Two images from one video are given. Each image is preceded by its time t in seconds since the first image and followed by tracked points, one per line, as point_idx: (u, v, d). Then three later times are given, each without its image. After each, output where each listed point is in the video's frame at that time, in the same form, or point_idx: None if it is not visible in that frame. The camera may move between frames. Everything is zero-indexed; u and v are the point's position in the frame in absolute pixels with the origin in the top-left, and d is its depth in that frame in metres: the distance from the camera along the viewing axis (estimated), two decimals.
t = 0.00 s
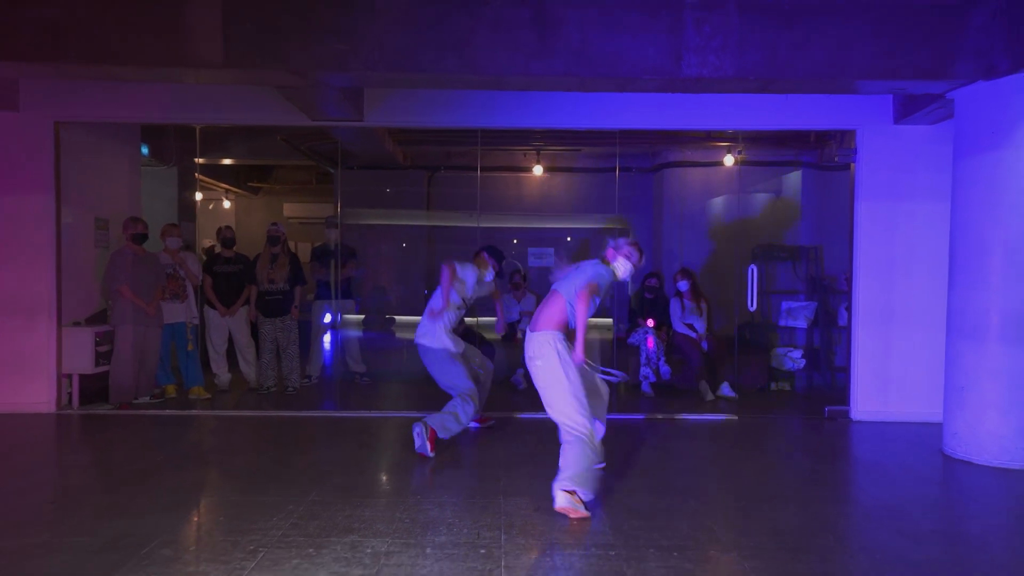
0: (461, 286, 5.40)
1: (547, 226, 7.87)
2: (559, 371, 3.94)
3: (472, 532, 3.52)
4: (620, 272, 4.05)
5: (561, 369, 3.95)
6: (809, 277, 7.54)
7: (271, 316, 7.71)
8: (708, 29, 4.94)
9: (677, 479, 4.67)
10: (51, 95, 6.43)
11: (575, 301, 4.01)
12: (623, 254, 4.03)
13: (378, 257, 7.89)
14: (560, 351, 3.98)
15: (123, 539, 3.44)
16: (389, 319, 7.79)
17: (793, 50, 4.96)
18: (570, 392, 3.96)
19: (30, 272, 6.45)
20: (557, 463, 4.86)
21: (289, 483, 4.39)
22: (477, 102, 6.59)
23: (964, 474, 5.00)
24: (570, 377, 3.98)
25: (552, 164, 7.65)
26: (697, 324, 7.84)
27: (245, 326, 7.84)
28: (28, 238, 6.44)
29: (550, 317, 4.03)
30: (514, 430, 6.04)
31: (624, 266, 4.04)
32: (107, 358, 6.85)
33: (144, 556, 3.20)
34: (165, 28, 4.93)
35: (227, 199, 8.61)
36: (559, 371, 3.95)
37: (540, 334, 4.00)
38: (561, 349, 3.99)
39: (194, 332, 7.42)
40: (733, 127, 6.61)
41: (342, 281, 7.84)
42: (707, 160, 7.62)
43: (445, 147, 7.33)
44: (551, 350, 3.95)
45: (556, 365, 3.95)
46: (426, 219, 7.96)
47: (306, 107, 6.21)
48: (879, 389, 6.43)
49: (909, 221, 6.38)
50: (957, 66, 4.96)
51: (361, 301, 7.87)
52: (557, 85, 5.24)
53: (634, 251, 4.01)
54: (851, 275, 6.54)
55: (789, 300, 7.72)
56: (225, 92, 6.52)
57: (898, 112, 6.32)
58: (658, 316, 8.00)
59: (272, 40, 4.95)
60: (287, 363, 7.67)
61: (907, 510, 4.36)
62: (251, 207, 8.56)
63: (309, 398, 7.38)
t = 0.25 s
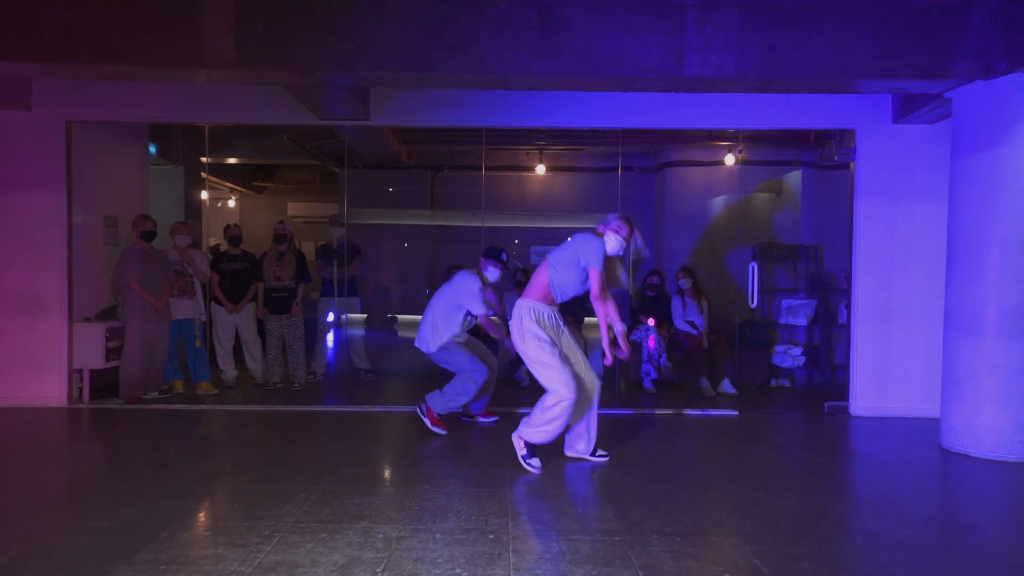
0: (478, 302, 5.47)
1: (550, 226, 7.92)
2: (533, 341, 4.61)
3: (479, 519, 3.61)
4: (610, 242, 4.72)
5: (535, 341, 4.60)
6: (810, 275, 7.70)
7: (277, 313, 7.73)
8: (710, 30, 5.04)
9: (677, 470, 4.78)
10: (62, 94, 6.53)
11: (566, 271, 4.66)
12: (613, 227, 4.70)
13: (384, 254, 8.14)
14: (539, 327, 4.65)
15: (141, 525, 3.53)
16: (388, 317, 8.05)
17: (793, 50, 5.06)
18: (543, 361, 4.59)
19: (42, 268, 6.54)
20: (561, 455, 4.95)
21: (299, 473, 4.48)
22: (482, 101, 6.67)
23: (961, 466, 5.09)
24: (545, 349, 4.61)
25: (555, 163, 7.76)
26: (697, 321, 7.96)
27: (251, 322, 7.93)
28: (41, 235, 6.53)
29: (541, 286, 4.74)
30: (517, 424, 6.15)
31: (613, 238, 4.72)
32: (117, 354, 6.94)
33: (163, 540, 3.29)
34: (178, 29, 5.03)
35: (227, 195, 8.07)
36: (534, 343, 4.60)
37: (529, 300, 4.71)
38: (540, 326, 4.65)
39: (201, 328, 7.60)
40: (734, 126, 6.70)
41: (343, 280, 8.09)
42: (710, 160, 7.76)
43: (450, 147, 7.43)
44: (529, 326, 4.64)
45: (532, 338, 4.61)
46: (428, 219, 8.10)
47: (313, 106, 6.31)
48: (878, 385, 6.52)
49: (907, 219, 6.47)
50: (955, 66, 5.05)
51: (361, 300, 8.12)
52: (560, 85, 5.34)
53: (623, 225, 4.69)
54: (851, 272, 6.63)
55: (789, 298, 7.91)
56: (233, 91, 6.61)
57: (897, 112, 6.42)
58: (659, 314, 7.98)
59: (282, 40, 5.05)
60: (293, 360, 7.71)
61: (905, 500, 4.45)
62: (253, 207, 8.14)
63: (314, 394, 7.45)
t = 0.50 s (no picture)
0: (462, 268, 5.16)
1: (555, 223, 7.80)
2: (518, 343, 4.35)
3: (489, 513, 3.58)
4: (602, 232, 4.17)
5: (521, 343, 4.33)
6: (816, 271, 7.61)
7: (282, 309, 7.82)
8: (719, 22, 5.00)
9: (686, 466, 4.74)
10: (68, 89, 6.51)
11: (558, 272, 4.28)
12: (599, 212, 4.18)
13: (390, 252, 7.95)
14: (526, 327, 4.33)
15: (149, 519, 3.51)
16: (393, 316, 7.87)
17: (803, 42, 5.01)
18: (529, 363, 4.32)
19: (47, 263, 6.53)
20: (568, 451, 4.93)
21: (306, 468, 4.45)
22: (488, 96, 6.65)
23: (973, 462, 5.04)
24: (530, 351, 4.32)
25: (559, 159, 7.68)
26: (704, 318, 7.95)
27: (256, 318, 7.92)
28: (46, 231, 6.52)
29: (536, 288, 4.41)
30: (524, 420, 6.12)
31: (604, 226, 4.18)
32: (122, 350, 6.94)
33: (172, 534, 3.26)
34: (185, 22, 5.01)
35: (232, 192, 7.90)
36: (520, 343, 4.34)
37: (527, 303, 4.39)
38: (527, 326, 4.33)
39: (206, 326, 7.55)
40: (742, 121, 6.66)
41: (346, 277, 7.97)
42: (716, 155, 7.68)
43: (454, 143, 7.40)
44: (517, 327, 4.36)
45: (518, 338, 4.34)
46: (436, 219, 7.94)
47: (318, 101, 6.28)
48: (887, 381, 6.48)
49: (917, 214, 6.42)
50: (967, 58, 5.00)
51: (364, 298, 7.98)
52: (568, 78, 5.30)
53: (609, 206, 4.18)
54: (858, 268, 6.59)
55: (796, 295, 7.75)
56: (239, 86, 6.59)
57: (906, 106, 6.38)
58: (663, 312, 7.99)
59: (288, 33, 5.02)
60: (298, 356, 7.78)
61: (918, 496, 4.41)
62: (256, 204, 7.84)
63: (319, 390, 7.45)
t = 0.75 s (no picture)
0: (459, 249, 4.48)
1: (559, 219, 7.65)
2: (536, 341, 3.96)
3: (500, 520, 3.39)
4: (612, 202, 3.78)
5: (538, 341, 3.95)
6: (831, 267, 7.37)
7: (282, 306, 7.61)
8: (739, 5, 4.78)
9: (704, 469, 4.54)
10: (63, 79, 6.32)
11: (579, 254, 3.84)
12: (606, 180, 3.79)
13: (393, 246, 7.80)
14: (543, 325, 3.95)
15: (143, 526, 3.33)
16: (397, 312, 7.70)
17: (826, 26, 4.79)
18: (544, 363, 3.96)
19: (42, 258, 6.35)
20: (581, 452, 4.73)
21: (308, 471, 4.27)
22: (496, 85, 6.44)
23: (1004, 464, 4.83)
24: (547, 351, 3.95)
25: (567, 152, 7.43)
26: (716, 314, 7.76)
27: (257, 315, 7.72)
28: (42, 224, 6.34)
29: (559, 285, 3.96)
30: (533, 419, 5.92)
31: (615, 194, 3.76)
32: (120, 347, 6.76)
33: (166, 542, 3.08)
34: (181, 5, 4.81)
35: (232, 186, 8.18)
36: (537, 341, 3.95)
37: (548, 303, 3.96)
38: (545, 325, 3.94)
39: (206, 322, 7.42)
40: (757, 111, 6.44)
41: (350, 272, 7.87)
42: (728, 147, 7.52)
43: (457, 134, 7.20)
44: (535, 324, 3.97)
45: (536, 337, 3.95)
46: (438, 213, 7.74)
47: (321, 90, 6.08)
48: (908, 379, 6.26)
49: (940, 206, 6.20)
50: (999, 42, 4.78)
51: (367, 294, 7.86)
52: (580, 64, 5.09)
53: (616, 172, 3.77)
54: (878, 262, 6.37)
55: (810, 291, 7.53)
56: (239, 75, 6.39)
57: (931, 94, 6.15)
58: (674, 309, 7.82)
59: (288, 17, 4.82)
60: (299, 354, 7.55)
61: (949, 500, 4.20)
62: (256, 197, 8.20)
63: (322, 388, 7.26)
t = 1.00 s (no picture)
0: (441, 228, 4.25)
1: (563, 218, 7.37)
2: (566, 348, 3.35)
3: (506, 541, 3.16)
4: (612, 183, 3.39)
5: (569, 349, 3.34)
6: (847, 267, 7.18)
7: (280, 306, 7.42)
8: None
9: (719, 482, 4.32)
10: (51, 72, 6.10)
11: (589, 249, 3.39)
12: (609, 158, 3.42)
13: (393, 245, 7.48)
14: (574, 330, 3.36)
15: (123, 547, 3.10)
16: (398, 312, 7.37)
17: (849, 14, 4.55)
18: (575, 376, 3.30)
19: (30, 259, 6.13)
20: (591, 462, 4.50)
21: (302, 483, 4.05)
22: (499, 79, 6.20)
23: None
24: (579, 362, 3.31)
25: (573, 148, 7.20)
26: (726, 315, 7.49)
27: (254, 316, 7.53)
28: (29, 223, 6.12)
29: (584, 289, 3.41)
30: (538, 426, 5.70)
31: (617, 174, 3.38)
32: (112, 350, 6.54)
33: (147, 567, 2.86)
34: None
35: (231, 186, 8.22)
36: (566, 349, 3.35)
37: (574, 309, 3.40)
38: (576, 331, 3.36)
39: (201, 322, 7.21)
40: (771, 105, 6.19)
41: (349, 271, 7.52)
42: (738, 143, 7.23)
43: (459, 130, 6.89)
44: (564, 328, 3.39)
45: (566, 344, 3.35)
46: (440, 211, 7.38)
47: (318, 84, 5.85)
48: (929, 384, 6.02)
49: (962, 205, 5.95)
50: None
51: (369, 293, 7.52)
52: (588, 55, 4.85)
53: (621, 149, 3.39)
54: (897, 261, 6.13)
55: (824, 293, 7.35)
56: (233, 68, 6.17)
57: (953, 87, 5.90)
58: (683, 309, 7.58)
59: (283, 6, 4.59)
60: (298, 356, 7.40)
61: (981, 516, 3.96)
62: (257, 195, 7.99)
63: (321, 391, 7.07)
